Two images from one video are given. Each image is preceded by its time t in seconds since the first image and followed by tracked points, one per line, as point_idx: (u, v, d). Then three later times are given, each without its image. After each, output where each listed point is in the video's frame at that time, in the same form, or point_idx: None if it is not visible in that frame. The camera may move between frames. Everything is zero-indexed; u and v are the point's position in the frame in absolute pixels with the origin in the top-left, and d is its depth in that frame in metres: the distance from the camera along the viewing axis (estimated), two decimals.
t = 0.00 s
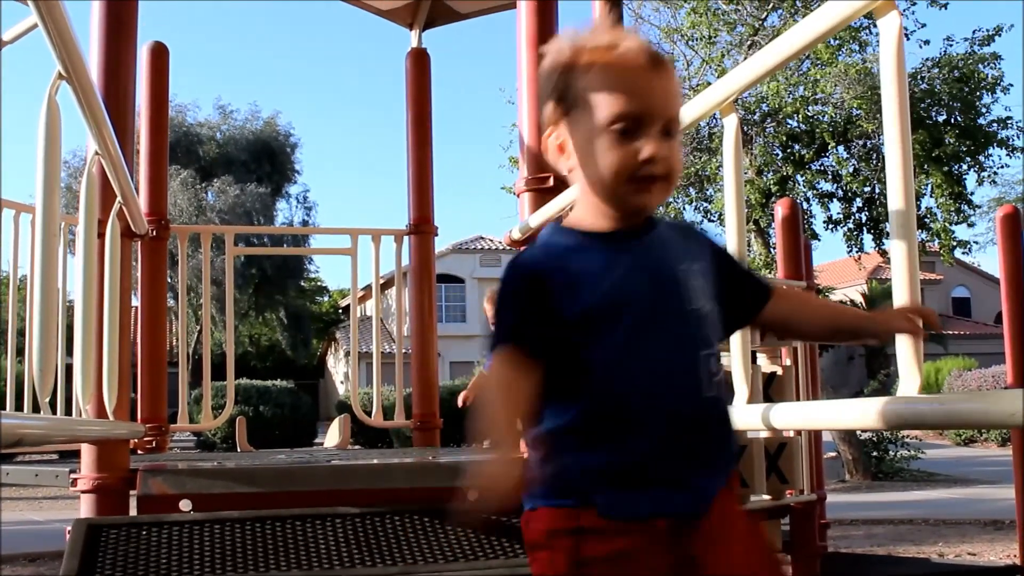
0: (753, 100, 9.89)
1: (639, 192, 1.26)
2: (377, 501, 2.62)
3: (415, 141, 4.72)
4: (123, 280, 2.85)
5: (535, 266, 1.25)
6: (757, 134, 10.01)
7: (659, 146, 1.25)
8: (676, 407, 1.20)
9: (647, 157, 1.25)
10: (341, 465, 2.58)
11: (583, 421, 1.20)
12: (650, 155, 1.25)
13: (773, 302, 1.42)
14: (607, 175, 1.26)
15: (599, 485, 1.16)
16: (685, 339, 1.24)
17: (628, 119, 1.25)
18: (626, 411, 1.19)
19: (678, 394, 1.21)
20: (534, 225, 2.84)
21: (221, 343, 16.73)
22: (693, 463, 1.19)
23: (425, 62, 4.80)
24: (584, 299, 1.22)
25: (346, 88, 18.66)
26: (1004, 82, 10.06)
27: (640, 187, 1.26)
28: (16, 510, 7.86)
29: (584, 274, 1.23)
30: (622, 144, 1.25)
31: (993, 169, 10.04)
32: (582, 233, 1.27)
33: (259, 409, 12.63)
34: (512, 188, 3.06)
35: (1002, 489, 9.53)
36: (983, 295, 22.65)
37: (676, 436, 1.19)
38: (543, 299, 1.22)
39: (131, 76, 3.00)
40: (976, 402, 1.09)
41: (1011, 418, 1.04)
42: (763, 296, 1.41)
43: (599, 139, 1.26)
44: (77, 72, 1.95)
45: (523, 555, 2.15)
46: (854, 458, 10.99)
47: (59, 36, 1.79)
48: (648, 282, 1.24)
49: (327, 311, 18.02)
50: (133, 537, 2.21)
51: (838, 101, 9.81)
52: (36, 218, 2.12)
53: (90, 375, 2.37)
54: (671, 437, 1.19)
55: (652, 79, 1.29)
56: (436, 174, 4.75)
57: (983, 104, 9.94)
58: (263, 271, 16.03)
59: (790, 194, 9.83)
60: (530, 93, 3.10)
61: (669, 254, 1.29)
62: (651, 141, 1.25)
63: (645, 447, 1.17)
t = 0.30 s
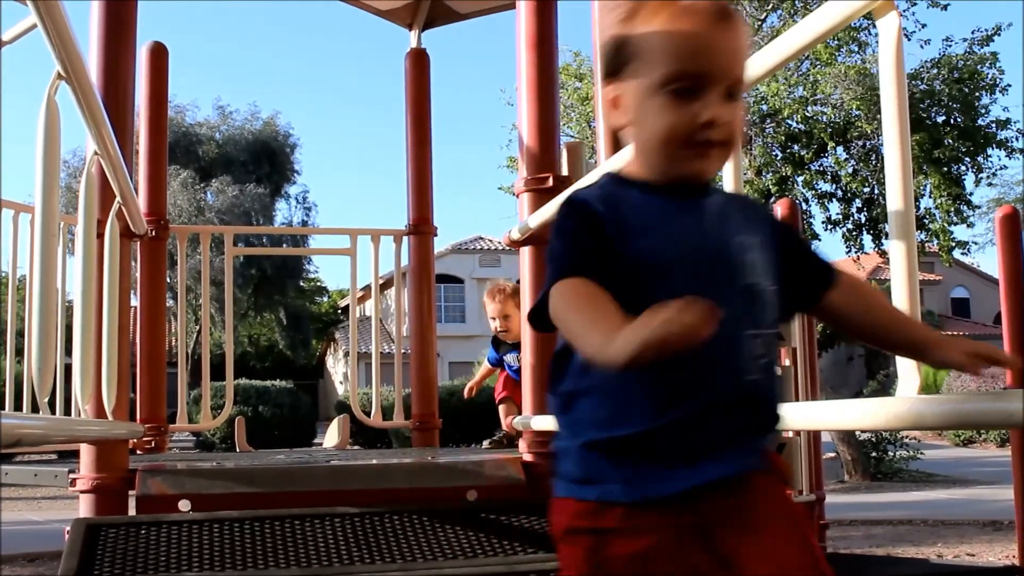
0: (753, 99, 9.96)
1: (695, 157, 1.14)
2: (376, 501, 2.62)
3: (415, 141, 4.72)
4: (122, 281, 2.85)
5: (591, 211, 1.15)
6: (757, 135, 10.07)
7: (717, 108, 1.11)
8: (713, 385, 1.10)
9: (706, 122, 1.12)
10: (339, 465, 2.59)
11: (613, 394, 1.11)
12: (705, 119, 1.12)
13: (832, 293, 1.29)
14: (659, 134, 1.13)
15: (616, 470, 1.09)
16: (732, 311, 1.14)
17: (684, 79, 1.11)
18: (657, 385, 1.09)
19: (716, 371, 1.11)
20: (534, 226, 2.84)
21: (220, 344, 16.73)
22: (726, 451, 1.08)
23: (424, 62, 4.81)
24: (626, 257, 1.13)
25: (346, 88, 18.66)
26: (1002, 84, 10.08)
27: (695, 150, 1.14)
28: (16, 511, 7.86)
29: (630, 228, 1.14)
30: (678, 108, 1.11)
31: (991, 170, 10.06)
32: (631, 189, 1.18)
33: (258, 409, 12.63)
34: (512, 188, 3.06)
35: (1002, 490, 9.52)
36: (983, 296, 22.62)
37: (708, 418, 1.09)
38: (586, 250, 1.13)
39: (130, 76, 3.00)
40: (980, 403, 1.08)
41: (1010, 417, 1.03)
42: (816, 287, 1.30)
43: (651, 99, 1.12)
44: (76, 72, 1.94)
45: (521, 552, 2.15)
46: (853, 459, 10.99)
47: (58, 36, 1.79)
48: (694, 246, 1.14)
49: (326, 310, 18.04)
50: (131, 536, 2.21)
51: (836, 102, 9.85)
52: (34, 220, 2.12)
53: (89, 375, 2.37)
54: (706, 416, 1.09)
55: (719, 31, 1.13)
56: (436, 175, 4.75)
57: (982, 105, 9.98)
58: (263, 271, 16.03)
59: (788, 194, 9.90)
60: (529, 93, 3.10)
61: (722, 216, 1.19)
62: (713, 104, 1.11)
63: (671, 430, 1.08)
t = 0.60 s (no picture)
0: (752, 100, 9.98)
1: (780, 96, 1.20)
2: (376, 502, 2.62)
3: (414, 141, 4.73)
4: (122, 281, 2.85)
5: (624, 165, 1.23)
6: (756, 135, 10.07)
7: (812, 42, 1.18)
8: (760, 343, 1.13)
9: (792, 57, 1.18)
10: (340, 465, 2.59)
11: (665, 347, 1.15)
12: (795, 52, 1.17)
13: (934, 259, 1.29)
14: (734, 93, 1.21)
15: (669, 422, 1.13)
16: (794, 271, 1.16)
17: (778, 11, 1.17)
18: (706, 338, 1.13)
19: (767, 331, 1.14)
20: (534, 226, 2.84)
21: (219, 344, 16.72)
22: (778, 425, 1.11)
23: (423, 62, 4.82)
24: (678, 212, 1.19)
25: (345, 88, 18.66)
26: (1001, 84, 10.08)
27: (780, 87, 1.19)
28: (15, 511, 7.86)
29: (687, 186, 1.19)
30: (762, 42, 1.18)
31: (990, 169, 10.07)
32: (697, 139, 1.23)
33: (257, 410, 12.63)
34: (511, 188, 3.07)
35: (1000, 490, 9.52)
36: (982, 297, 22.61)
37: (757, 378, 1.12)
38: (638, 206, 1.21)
39: (128, 75, 2.99)
40: (983, 402, 1.07)
41: (1012, 417, 1.02)
42: (924, 247, 1.30)
43: (741, 28, 1.18)
44: (75, 72, 1.94)
45: (521, 552, 2.16)
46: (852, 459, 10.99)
47: (57, 36, 1.79)
48: (750, 206, 1.18)
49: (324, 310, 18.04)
50: (131, 536, 2.21)
51: (835, 103, 9.86)
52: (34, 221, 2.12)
53: (88, 375, 2.37)
54: (752, 376, 1.12)
55: None
56: (435, 175, 4.75)
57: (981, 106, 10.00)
58: (262, 272, 16.03)
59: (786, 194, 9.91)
60: (529, 94, 3.11)
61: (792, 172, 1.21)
62: (802, 37, 1.17)
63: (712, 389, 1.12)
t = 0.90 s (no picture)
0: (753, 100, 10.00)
1: (823, 55, 1.26)
2: (375, 502, 2.62)
3: (414, 141, 4.73)
4: (121, 281, 2.85)
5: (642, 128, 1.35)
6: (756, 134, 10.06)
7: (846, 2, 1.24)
8: (785, 304, 1.24)
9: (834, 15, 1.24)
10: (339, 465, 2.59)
11: (694, 308, 1.26)
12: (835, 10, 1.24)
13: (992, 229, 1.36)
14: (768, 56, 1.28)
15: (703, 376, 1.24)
16: (820, 238, 1.26)
17: None
18: (729, 288, 1.25)
19: (787, 285, 1.25)
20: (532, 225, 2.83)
21: (218, 344, 16.71)
22: (826, 411, 1.23)
23: (423, 63, 4.83)
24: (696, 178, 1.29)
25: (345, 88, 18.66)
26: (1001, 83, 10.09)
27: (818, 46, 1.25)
28: (14, 510, 7.87)
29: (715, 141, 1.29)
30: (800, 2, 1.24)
31: (989, 170, 10.07)
32: (731, 106, 1.31)
33: (257, 409, 12.63)
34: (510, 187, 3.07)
35: (999, 490, 9.52)
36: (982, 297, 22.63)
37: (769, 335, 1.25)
38: (654, 159, 1.33)
39: (128, 75, 2.99)
40: (981, 401, 1.07)
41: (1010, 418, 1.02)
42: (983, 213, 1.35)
43: None
44: (74, 72, 1.94)
45: (521, 553, 2.16)
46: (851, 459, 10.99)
47: (57, 36, 1.79)
48: (774, 174, 1.26)
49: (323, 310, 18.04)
50: (130, 537, 2.20)
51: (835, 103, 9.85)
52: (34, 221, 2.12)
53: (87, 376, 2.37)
54: (763, 374, 1.22)
55: None
56: (435, 175, 4.76)
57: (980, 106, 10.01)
58: (261, 272, 16.02)
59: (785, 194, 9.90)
60: (528, 94, 3.11)
61: (825, 137, 1.30)
62: None
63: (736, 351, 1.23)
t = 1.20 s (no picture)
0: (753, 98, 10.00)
1: (858, 12, 1.12)
2: (375, 502, 2.62)
3: (414, 141, 4.73)
4: (121, 281, 2.86)
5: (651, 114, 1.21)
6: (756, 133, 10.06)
7: None
8: (808, 310, 1.15)
9: None
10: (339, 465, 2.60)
11: (718, 315, 1.18)
12: None
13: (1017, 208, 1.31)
14: (791, 11, 1.13)
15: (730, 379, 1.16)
16: (844, 232, 1.17)
17: None
18: (747, 297, 1.16)
19: (823, 292, 1.16)
20: (534, 226, 2.85)
21: (218, 343, 16.72)
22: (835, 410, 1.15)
23: (422, 63, 4.83)
24: (712, 172, 1.18)
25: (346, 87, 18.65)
26: (1001, 84, 10.08)
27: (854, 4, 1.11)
28: (15, 510, 7.87)
29: (733, 136, 1.17)
30: None
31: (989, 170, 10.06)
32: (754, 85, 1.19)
33: (257, 409, 12.64)
34: (511, 189, 3.09)
35: (999, 490, 9.52)
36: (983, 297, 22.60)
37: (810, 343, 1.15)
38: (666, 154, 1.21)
39: (128, 78, 2.99)
40: (981, 401, 1.07)
41: (1010, 418, 1.02)
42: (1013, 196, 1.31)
43: None
44: (74, 71, 1.94)
45: (521, 554, 2.15)
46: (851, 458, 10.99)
47: (57, 38, 1.79)
48: (801, 171, 1.16)
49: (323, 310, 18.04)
50: (129, 537, 2.20)
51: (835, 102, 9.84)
52: (34, 220, 2.12)
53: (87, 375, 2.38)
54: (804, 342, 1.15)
55: None
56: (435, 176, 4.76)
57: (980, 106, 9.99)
58: (260, 272, 16.02)
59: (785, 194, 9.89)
60: (527, 95, 3.11)
61: (853, 119, 1.19)
62: None
63: (754, 359, 1.15)
